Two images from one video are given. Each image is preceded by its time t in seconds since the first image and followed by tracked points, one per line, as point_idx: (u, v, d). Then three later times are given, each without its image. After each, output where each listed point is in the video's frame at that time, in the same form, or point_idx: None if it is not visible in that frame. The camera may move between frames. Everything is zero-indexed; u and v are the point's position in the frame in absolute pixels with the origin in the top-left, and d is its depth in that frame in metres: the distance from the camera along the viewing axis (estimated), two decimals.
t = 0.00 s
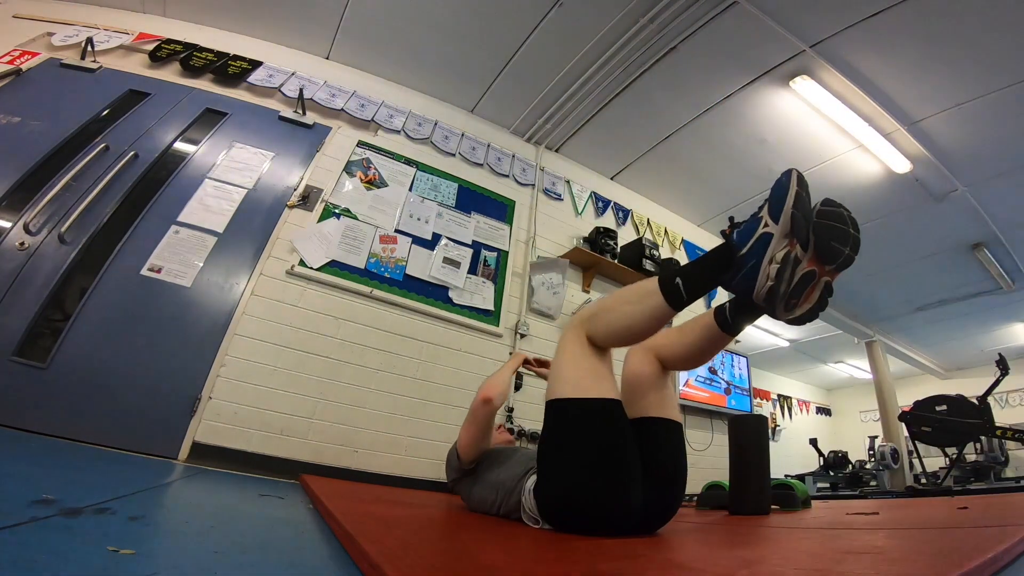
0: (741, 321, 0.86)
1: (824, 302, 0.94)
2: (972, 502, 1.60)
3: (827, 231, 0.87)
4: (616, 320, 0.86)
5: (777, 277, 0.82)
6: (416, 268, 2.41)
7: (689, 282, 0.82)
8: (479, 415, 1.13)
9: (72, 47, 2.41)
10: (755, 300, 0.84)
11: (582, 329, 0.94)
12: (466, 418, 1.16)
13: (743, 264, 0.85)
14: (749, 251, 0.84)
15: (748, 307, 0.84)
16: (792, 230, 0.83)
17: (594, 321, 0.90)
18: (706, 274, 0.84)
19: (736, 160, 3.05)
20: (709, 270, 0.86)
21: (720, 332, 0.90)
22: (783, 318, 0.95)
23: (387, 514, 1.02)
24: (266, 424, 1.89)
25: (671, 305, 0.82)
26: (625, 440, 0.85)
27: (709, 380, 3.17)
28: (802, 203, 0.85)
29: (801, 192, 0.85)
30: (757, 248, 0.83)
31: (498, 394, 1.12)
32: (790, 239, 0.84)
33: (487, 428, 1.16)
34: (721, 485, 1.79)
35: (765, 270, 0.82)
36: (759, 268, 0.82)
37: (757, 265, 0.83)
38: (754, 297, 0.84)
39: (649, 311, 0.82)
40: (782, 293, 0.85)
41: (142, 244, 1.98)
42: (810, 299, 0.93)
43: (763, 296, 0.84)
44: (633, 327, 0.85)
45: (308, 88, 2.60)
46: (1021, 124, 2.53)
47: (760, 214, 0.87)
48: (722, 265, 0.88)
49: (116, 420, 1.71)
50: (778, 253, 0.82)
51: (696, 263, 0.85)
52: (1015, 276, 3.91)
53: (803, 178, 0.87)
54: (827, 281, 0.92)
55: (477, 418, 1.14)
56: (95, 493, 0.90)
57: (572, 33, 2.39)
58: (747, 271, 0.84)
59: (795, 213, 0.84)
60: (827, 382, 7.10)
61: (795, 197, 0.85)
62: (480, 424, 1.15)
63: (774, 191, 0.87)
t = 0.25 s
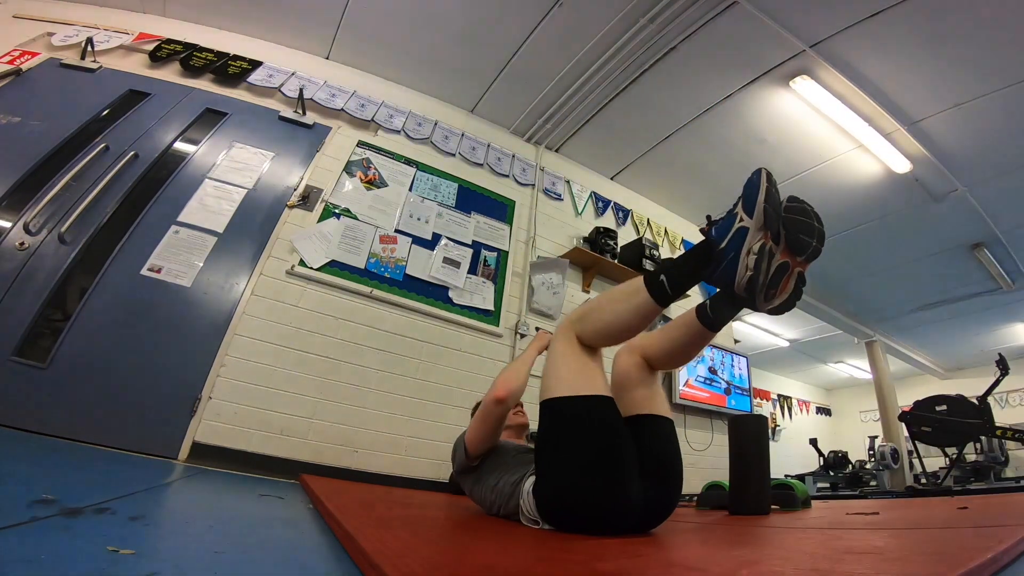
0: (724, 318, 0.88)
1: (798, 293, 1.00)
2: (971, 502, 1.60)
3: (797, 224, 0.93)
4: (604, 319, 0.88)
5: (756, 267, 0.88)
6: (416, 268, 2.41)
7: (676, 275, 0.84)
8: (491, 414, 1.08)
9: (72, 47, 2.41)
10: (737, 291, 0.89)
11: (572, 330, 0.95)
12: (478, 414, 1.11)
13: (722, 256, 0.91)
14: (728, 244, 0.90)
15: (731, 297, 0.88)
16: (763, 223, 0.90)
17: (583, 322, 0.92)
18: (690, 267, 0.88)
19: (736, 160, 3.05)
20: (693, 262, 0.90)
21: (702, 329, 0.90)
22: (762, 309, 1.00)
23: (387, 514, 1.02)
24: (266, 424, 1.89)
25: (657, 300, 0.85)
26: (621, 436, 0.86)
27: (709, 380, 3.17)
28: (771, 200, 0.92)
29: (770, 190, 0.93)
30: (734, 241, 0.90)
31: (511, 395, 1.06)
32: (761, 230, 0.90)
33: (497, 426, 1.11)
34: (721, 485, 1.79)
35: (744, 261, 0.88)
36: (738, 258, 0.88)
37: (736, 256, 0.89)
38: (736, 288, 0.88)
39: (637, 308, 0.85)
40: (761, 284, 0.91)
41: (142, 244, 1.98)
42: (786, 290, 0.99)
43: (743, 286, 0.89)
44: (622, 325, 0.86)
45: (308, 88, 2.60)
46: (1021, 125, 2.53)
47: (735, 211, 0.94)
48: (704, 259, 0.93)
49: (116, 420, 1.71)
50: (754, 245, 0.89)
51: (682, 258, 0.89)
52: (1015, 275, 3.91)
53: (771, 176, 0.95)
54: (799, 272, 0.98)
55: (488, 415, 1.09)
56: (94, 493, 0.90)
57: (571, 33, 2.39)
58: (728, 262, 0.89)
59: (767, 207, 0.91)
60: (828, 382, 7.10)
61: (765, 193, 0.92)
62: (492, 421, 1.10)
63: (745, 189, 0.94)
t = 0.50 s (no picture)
0: (716, 316, 0.87)
1: (788, 290, 1.02)
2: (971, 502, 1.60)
3: (784, 223, 0.96)
4: (600, 319, 0.88)
5: (746, 265, 0.90)
6: (416, 268, 2.41)
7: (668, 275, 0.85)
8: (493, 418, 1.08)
9: (72, 48, 2.41)
10: (729, 289, 0.89)
11: (568, 331, 0.95)
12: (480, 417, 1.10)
13: (714, 255, 0.91)
14: (719, 243, 0.91)
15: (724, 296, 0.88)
16: (755, 221, 0.91)
17: (580, 322, 0.92)
18: (683, 266, 0.89)
19: (736, 160, 3.05)
20: (686, 262, 0.90)
21: (695, 327, 0.91)
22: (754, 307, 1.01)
23: (387, 514, 1.02)
24: (266, 424, 1.89)
25: (652, 301, 0.85)
26: (621, 435, 0.86)
27: (709, 380, 3.17)
28: (761, 198, 0.92)
29: (761, 188, 0.93)
30: (726, 240, 0.90)
31: (514, 401, 1.04)
32: (752, 229, 0.91)
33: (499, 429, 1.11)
34: (721, 485, 1.79)
35: (735, 260, 0.89)
36: (729, 257, 0.89)
37: (727, 255, 0.90)
38: (728, 286, 0.89)
39: (633, 309, 0.85)
40: (752, 282, 0.92)
41: (142, 244, 1.98)
42: (776, 287, 1.00)
43: (735, 284, 0.90)
44: (618, 324, 0.86)
45: (308, 88, 2.60)
46: (1020, 125, 2.53)
47: (726, 209, 0.94)
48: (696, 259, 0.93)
49: (116, 420, 1.71)
50: (744, 243, 0.90)
51: (675, 257, 0.89)
52: (1015, 275, 3.91)
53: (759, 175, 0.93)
54: (790, 270, 1.00)
55: (492, 419, 1.08)
56: (95, 493, 0.90)
57: (571, 33, 2.39)
58: (719, 261, 0.90)
59: (757, 205, 0.91)
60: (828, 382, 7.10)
61: (756, 191, 0.92)
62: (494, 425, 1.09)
63: (736, 188, 0.94)
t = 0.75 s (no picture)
0: (726, 317, 0.88)
1: (806, 291, 1.02)
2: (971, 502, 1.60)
3: (803, 222, 0.96)
4: (606, 319, 0.88)
5: (762, 269, 0.90)
6: (416, 268, 2.41)
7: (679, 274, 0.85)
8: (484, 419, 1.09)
9: (72, 47, 2.41)
10: (745, 291, 0.90)
11: (573, 329, 0.95)
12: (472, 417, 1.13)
13: (729, 256, 0.90)
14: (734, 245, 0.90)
15: (736, 299, 0.89)
16: (770, 223, 0.91)
17: (585, 321, 0.92)
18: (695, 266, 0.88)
19: (736, 159, 3.05)
20: (700, 262, 0.88)
21: (704, 328, 0.91)
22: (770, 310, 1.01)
23: (387, 514, 1.02)
24: (266, 425, 1.89)
25: (662, 301, 0.84)
26: (623, 436, 0.86)
27: (709, 380, 3.17)
28: (777, 199, 0.93)
29: (778, 187, 0.94)
30: (741, 242, 0.90)
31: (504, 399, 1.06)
32: (767, 229, 0.91)
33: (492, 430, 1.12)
34: (721, 485, 1.79)
35: (751, 262, 0.89)
36: (745, 261, 0.89)
37: (742, 258, 0.89)
38: (743, 290, 0.90)
39: (640, 308, 0.85)
40: (768, 284, 0.92)
41: (142, 244, 1.98)
42: (793, 289, 1.00)
43: (751, 286, 0.90)
44: (623, 325, 0.86)
45: (308, 88, 2.60)
46: (1020, 125, 2.53)
47: (741, 209, 0.94)
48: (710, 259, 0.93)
49: (116, 420, 1.71)
50: (761, 246, 0.90)
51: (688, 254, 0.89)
52: (1015, 275, 3.91)
53: (776, 173, 0.96)
54: (807, 270, 1.00)
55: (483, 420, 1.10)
56: (94, 493, 0.90)
57: (571, 33, 2.39)
58: (734, 264, 0.90)
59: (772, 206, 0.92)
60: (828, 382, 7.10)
61: (771, 191, 0.93)
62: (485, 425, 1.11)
63: (752, 188, 0.95)
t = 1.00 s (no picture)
0: (740, 326, 0.87)
1: (822, 310, 0.96)
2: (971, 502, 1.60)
3: (829, 236, 0.89)
4: (610, 321, 0.87)
5: (773, 287, 0.83)
6: (416, 268, 2.41)
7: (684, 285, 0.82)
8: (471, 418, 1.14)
9: (72, 47, 2.41)
10: (752, 308, 0.84)
11: (576, 328, 0.95)
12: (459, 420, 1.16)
13: (739, 271, 0.86)
14: (744, 259, 0.86)
15: (742, 314, 0.85)
16: (788, 237, 0.84)
17: (588, 322, 0.91)
18: (701, 278, 0.85)
19: (736, 159, 3.05)
20: (704, 274, 0.87)
21: (718, 335, 0.90)
22: (781, 326, 0.96)
23: (387, 513, 1.02)
24: (266, 425, 1.89)
25: (665, 310, 0.82)
26: (624, 436, 0.86)
27: (709, 380, 3.17)
28: (797, 210, 0.87)
29: (800, 198, 0.88)
30: (752, 256, 0.85)
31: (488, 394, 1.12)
32: (786, 244, 0.85)
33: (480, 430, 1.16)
34: (721, 485, 1.79)
35: (761, 279, 0.83)
36: (755, 275, 0.83)
37: (752, 274, 0.84)
38: (749, 306, 0.84)
39: (644, 316, 0.83)
40: (779, 302, 0.86)
41: (142, 244, 1.98)
42: (809, 307, 0.95)
43: (758, 304, 0.84)
44: (627, 329, 0.86)
45: (308, 88, 2.60)
46: (1020, 125, 2.54)
47: (758, 220, 0.88)
48: (718, 271, 0.89)
49: (116, 420, 1.71)
50: (773, 262, 0.83)
51: (694, 266, 0.88)
52: (1016, 275, 3.91)
53: (799, 181, 0.90)
54: (827, 288, 0.94)
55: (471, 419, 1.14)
56: (95, 493, 0.90)
57: (571, 33, 2.39)
58: (742, 279, 0.85)
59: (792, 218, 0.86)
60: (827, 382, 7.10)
61: (791, 202, 0.87)
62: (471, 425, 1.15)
63: (771, 198, 0.89)
